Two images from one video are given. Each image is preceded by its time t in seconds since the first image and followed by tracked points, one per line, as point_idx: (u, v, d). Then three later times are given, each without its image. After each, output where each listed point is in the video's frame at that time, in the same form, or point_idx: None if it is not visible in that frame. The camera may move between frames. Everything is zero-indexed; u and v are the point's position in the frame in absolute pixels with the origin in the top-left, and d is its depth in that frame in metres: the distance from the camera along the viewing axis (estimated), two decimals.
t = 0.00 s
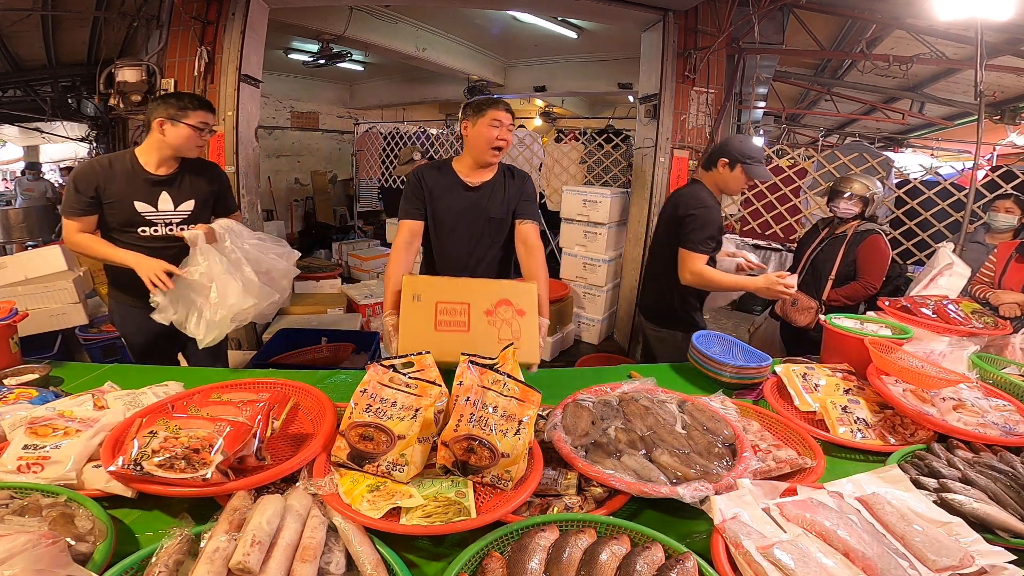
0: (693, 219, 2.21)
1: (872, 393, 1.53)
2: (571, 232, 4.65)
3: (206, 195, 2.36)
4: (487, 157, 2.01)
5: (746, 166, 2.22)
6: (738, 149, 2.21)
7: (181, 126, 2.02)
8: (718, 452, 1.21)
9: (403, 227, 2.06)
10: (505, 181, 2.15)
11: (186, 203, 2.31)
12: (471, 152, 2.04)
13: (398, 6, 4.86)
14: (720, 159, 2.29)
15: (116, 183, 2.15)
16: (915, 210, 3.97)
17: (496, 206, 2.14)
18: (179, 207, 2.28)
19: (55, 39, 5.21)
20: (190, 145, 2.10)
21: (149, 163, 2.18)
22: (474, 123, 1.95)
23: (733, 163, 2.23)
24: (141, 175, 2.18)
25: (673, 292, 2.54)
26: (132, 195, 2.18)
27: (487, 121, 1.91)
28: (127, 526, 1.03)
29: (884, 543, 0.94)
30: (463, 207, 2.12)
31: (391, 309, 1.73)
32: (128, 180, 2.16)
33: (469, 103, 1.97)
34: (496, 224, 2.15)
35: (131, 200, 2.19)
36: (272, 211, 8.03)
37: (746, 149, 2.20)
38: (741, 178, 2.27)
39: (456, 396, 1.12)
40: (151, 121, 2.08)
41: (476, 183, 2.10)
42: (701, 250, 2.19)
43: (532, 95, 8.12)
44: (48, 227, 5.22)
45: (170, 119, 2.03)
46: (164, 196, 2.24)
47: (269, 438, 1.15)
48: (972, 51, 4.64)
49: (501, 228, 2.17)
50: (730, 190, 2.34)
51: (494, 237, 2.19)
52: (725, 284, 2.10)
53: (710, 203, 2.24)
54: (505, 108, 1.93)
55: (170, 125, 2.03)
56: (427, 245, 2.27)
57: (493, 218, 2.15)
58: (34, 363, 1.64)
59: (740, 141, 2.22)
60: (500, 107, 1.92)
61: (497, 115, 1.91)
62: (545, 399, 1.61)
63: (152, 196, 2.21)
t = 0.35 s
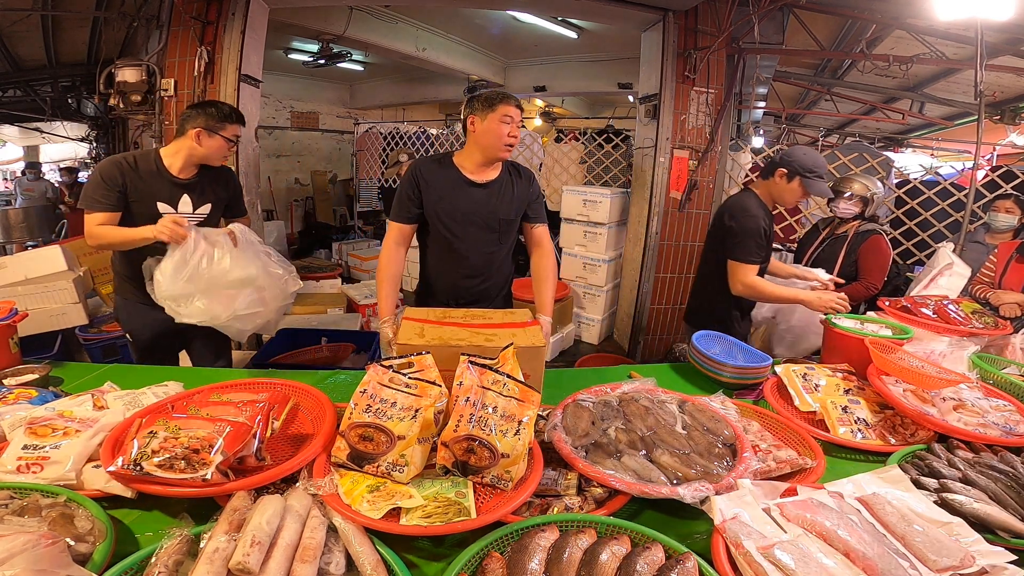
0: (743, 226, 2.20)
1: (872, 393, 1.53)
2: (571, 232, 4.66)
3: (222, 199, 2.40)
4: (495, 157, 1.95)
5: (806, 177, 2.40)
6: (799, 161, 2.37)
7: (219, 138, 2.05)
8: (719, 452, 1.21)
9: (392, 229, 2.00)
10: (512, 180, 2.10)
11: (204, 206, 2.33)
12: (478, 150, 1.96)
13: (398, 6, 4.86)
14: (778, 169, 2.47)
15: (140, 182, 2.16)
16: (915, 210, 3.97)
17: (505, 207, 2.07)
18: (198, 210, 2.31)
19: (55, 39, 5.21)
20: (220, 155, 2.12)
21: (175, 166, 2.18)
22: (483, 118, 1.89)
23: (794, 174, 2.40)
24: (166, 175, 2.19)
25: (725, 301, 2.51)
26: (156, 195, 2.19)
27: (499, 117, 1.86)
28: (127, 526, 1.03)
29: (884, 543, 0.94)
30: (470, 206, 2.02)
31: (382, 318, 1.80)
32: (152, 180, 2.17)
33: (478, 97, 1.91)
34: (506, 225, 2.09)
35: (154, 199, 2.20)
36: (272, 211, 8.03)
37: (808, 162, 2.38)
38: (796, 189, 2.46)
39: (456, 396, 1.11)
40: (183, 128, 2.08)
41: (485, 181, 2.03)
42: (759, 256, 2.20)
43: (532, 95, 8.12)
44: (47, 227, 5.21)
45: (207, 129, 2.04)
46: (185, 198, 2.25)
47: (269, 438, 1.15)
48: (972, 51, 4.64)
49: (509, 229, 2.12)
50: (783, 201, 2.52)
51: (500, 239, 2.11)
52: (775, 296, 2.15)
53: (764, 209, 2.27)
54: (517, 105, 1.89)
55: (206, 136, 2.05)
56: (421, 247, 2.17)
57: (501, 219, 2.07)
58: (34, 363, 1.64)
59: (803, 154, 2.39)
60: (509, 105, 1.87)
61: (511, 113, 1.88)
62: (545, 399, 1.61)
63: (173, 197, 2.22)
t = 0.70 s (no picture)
0: (761, 220, 2.29)
1: (872, 393, 1.53)
2: (571, 232, 4.66)
3: (218, 198, 2.42)
4: (480, 154, 1.93)
5: (852, 192, 2.12)
6: (851, 170, 2.12)
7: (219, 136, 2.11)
8: (719, 452, 1.21)
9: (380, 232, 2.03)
10: (497, 178, 2.08)
11: (201, 204, 2.34)
12: (465, 147, 1.94)
13: (398, 6, 4.86)
14: (828, 177, 2.20)
15: (140, 180, 2.16)
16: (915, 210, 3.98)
17: (492, 206, 2.05)
18: (195, 208, 2.32)
19: (55, 39, 5.21)
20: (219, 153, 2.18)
21: (174, 164, 2.20)
22: (471, 115, 1.86)
23: (840, 184, 2.15)
24: (165, 173, 2.20)
25: (753, 300, 2.52)
26: (155, 193, 2.20)
27: (486, 114, 1.84)
28: (127, 525, 1.03)
29: (884, 543, 0.94)
30: (458, 205, 2.00)
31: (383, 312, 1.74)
32: (151, 177, 2.18)
33: (462, 95, 1.89)
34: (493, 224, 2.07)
35: (152, 197, 2.20)
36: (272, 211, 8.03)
37: (860, 175, 2.09)
38: (844, 202, 2.19)
39: (456, 396, 1.11)
40: (183, 127, 2.11)
41: (471, 181, 2.01)
42: (776, 252, 2.24)
43: (532, 95, 8.12)
44: (47, 227, 5.21)
45: (207, 128, 2.10)
46: (183, 196, 2.26)
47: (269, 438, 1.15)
48: (972, 51, 4.64)
49: (496, 227, 2.10)
50: (830, 210, 2.28)
51: (488, 238, 2.10)
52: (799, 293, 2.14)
53: (790, 208, 2.29)
54: (502, 101, 1.87)
55: (206, 134, 2.10)
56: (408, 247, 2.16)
57: (489, 218, 2.05)
58: (34, 363, 1.64)
59: (855, 164, 2.11)
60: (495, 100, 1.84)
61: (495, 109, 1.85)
62: (545, 399, 1.61)
63: (173, 194, 2.23)
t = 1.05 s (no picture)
0: (790, 215, 2.33)
1: (872, 392, 1.53)
2: (571, 232, 4.66)
3: (189, 195, 2.49)
4: (461, 154, 1.89)
5: (882, 194, 2.13)
6: (883, 173, 2.12)
7: (177, 136, 2.19)
8: (718, 452, 1.21)
9: (372, 232, 1.88)
10: (481, 179, 2.08)
11: (170, 202, 2.42)
12: (447, 147, 1.89)
13: (398, 6, 4.86)
14: (861, 179, 2.23)
15: (108, 180, 2.28)
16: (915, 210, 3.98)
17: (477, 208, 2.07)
18: (164, 206, 2.41)
19: (55, 39, 5.21)
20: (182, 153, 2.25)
21: (140, 164, 2.31)
22: (454, 115, 1.81)
23: (872, 186, 2.16)
24: (132, 173, 2.31)
25: (777, 297, 2.55)
26: (122, 192, 2.30)
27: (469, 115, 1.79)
28: (127, 526, 1.03)
29: (884, 543, 0.94)
30: (447, 207, 2.01)
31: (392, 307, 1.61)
32: (119, 178, 2.29)
33: (444, 95, 1.84)
34: (480, 223, 2.10)
35: (120, 196, 2.31)
36: (272, 211, 8.02)
37: (892, 178, 2.09)
38: (873, 204, 2.20)
39: (456, 396, 1.11)
40: (146, 129, 2.22)
41: (456, 183, 2.00)
42: (802, 247, 2.26)
43: (531, 95, 8.13)
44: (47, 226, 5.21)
45: (167, 128, 2.18)
46: (150, 195, 2.36)
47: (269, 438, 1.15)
48: (972, 51, 4.64)
49: (482, 228, 2.13)
50: (861, 213, 2.29)
51: (474, 237, 2.13)
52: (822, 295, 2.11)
53: (821, 206, 2.31)
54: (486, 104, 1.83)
55: (167, 135, 2.19)
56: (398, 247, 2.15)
57: (474, 218, 2.07)
58: (33, 363, 1.64)
59: (890, 167, 2.11)
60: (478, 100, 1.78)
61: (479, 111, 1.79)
62: (545, 399, 1.62)
63: (140, 194, 2.33)
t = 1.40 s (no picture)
0: (792, 216, 2.37)
1: (872, 392, 1.53)
2: (571, 232, 4.67)
3: (166, 192, 2.59)
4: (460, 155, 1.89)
5: (887, 197, 2.12)
6: (889, 176, 2.12)
7: (132, 131, 2.31)
8: (718, 452, 1.21)
9: (368, 234, 1.83)
10: (471, 178, 2.07)
11: (147, 200, 2.55)
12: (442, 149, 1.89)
13: (398, 6, 4.86)
14: (868, 181, 2.22)
15: (88, 182, 2.44)
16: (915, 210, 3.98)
17: (469, 208, 2.07)
18: (140, 204, 2.53)
19: (55, 39, 5.20)
20: (144, 149, 2.37)
21: (116, 165, 2.46)
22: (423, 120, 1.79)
23: (877, 189, 2.16)
24: (112, 174, 2.46)
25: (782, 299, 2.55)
26: (100, 192, 2.45)
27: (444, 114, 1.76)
28: (127, 526, 1.03)
29: (885, 543, 0.94)
30: (441, 207, 2.01)
31: (390, 315, 1.62)
32: (97, 179, 2.45)
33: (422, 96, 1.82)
34: (472, 221, 2.10)
35: (99, 195, 2.46)
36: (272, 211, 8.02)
37: (898, 180, 2.08)
38: (878, 207, 2.19)
39: (456, 396, 1.11)
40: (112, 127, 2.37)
41: (448, 184, 1.99)
42: (800, 247, 2.30)
43: (531, 95, 8.12)
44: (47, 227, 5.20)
45: (123, 126, 2.33)
46: (127, 194, 2.49)
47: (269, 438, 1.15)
48: (972, 51, 4.64)
49: (474, 227, 2.13)
50: (867, 215, 2.28)
51: (467, 235, 2.13)
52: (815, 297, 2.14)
53: (825, 207, 2.32)
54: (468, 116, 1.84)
55: (124, 131, 2.32)
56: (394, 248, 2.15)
57: (466, 217, 2.08)
58: (33, 363, 1.64)
59: (897, 170, 2.10)
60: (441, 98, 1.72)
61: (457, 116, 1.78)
62: (545, 399, 1.62)
63: (116, 193, 2.47)
